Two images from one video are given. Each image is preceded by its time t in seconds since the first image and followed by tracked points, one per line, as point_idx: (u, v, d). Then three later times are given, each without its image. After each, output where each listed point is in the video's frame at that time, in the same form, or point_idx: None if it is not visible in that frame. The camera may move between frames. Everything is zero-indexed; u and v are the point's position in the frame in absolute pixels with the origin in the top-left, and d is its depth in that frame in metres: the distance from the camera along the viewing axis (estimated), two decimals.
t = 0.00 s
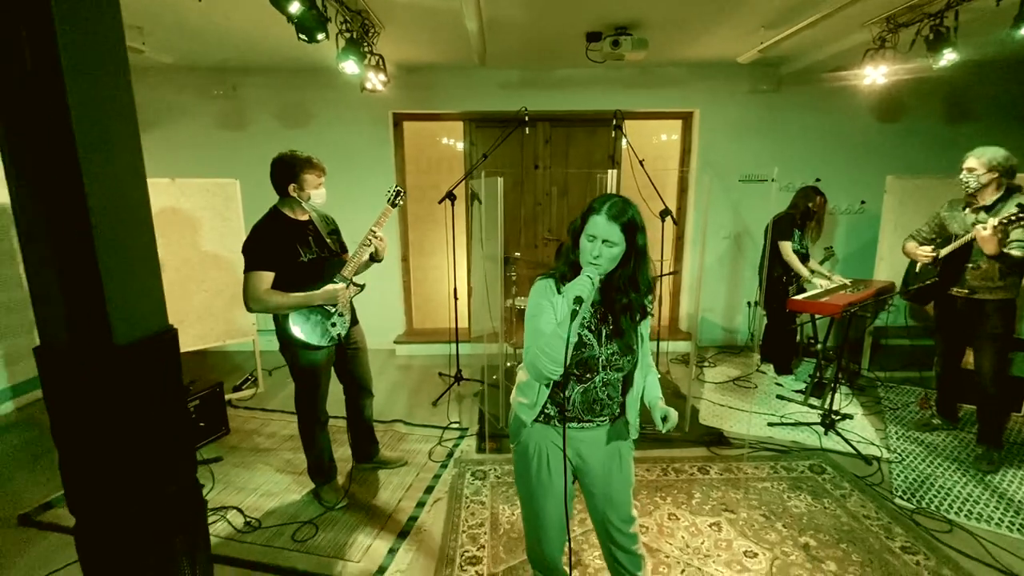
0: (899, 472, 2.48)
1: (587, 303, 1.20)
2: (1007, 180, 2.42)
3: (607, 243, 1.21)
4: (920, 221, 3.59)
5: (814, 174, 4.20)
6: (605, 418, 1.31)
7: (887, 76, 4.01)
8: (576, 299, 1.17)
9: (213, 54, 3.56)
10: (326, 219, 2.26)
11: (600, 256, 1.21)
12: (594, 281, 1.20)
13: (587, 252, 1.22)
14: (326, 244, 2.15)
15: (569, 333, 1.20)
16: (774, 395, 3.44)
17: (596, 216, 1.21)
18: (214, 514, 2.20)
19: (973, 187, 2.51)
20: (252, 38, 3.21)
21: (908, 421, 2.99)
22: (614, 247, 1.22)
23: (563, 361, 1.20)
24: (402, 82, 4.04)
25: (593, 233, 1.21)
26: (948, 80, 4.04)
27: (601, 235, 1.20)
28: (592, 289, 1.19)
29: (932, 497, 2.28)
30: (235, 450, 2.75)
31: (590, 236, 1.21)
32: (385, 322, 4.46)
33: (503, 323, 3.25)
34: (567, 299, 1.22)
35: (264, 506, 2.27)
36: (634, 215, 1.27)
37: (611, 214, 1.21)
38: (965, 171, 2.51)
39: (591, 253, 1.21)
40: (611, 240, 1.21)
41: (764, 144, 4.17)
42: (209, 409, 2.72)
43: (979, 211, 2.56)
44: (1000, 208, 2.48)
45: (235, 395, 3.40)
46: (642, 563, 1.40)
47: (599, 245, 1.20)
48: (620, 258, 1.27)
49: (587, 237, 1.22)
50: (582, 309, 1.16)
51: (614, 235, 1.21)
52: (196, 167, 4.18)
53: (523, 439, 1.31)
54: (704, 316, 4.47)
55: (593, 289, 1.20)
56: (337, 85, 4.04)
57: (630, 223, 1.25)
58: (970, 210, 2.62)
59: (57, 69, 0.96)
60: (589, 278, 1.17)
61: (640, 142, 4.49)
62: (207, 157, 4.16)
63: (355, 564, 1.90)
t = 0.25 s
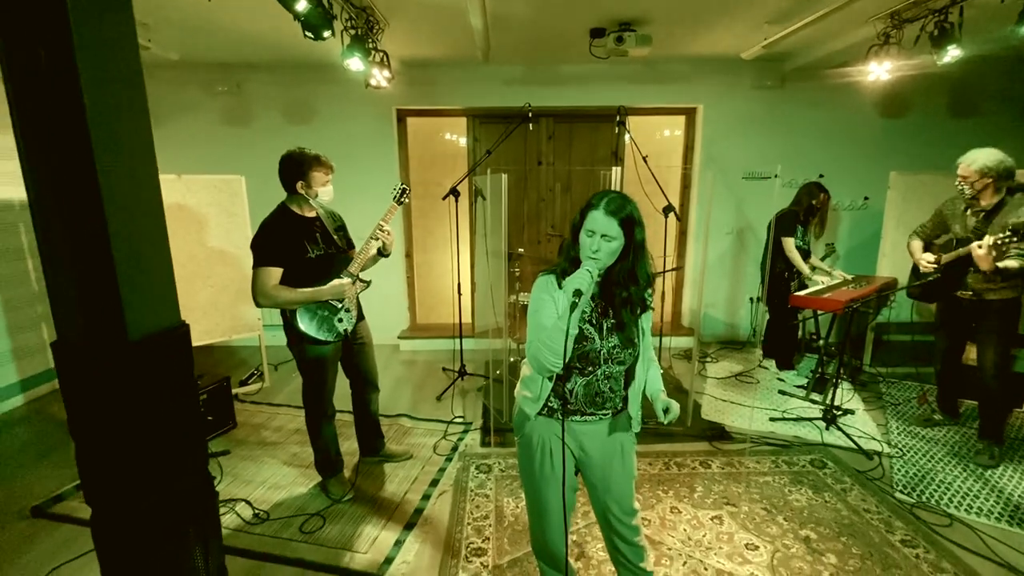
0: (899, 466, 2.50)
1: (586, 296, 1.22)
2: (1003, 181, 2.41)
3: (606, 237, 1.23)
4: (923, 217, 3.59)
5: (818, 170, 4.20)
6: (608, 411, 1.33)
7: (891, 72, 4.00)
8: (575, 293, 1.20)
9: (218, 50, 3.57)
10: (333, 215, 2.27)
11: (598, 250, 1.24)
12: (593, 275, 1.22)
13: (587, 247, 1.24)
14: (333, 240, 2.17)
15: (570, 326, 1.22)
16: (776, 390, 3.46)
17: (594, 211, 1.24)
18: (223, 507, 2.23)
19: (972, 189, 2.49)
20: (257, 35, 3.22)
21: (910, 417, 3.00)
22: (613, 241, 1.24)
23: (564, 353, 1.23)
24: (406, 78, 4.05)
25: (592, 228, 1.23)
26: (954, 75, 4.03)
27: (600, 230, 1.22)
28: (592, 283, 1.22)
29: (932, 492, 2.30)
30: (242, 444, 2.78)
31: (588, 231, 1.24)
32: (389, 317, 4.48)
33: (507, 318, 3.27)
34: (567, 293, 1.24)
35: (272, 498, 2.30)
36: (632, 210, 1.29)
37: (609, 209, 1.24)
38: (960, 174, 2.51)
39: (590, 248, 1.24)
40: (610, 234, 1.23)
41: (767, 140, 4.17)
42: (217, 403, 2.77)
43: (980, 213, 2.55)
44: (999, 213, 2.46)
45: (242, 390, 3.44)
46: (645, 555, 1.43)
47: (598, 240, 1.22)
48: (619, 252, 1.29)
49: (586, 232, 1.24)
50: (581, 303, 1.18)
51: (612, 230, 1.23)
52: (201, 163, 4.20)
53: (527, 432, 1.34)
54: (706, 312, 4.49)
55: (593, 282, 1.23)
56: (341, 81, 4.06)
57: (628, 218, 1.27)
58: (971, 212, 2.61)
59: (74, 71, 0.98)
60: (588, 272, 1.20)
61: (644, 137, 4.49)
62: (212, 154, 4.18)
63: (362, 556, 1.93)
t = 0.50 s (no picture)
0: (896, 458, 2.53)
1: (584, 288, 1.25)
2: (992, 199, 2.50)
3: (602, 230, 1.26)
4: (922, 212, 3.61)
5: (818, 165, 4.21)
6: (607, 401, 1.36)
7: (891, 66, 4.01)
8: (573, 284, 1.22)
9: (219, 45, 3.58)
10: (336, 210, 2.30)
11: (596, 243, 1.27)
12: (591, 268, 1.25)
13: (584, 240, 1.27)
14: (337, 235, 2.19)
15: (568, 317, 1.25)
16: (775, 383, 3.49)
17: (591, 205, 1.27)
18: (230, 497, 2.27)
19: (965, 206, 2.58)
20: (259, 30, 3.23)
21: (907, 410, 3.04)
22: (610, 234, 1.27)
23: (563, 344, 1.26)
24: (407, 73, 4.05)
25: (589, 222, 1.26)
26: (955, 69, 4.03)
27: (597, 224, 1.25)
28: (589, 275, 1.24)
29: (928, 483, 2.33)
30: (247, 436, 2.82)
31: (586, 225, 1.27)
32: (391, 311, 4.51)
33: (509, 312, 3.29)
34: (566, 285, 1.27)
35: (277, 489, 2.34)
36: (628, 204, 1.31)
37: (605, 203, 1.26)
38: (944, 192, 2.66)
39: (587, 241, 1.27)
40: (606, 228, 1.26)
41: (768, 134, 4.18)
42: (223, 396, 2.81)
43: (973, 227, 2.65)
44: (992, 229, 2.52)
45: (246, 383, 3.47)
46: (643, 543, 1.47)
47: (595, 233, 1.25)
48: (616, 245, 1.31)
49: (583, 226, 1.27)
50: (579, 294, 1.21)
51: (609, 223, 1.26)
52: (204, 158, 4.21)
53: (528, 421, 1.37)
54: (706, 306, 4.51)
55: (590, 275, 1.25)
56: (343, 76, 4.06)
57: (624, 211, 1.30)
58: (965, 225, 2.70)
59: (85, 66, 1.00)
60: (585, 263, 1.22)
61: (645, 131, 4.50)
62: (214, 148, 4.20)
63: (366, 544, 1.97)
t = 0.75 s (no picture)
0: (889, 449, 2.57)
1: (581, 281, 1.27)
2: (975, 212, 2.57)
3: (599, 226, 1.28)
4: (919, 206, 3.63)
5: (816, 159, 4.22)
6: (603, 391, 1.39)
7: (890, 61, 4.02)
8: (570, 278, 1.25)
9: (218, 39, 3.57)
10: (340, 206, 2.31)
11: (593, 238, 1.29)
12: (588, 262, 1.27)
13: (581, 235, 1.30)
14: (341, 231, 2.20)
15: (566, 310, 1.28)
16: (771, 376, 3.53)
17: (588, 201, 1.29)
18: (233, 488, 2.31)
19: (949, 222, 2.65)
20: (257, 24, 3.23)
21: (902, 401, 3.08)
22: (607, 229, 1.29)
23: (562, 336, 1.29)
24: (406, 67, 4.05)
25: (586, 217, 1.28)
26: (954, 63, 4.03)
27: (594, 219, 1.27)
28: (586, 269, 1.27)
29: (920, 474, 2.37)
30: (250, 429, 2.85)
31: (583, 220, 1.29)
32: (391, 305, 4.53)
33: (508, 306, 3.32)
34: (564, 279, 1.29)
35: (281, 480, 2.37)
36: (625, 200, 1.33)
37: (602, 199, 1.28)
38: (926, 207, 2.74)
39: (585, 236, 1.29)
40: (603, 223, 1.28)
41: (767, 129, 4.19)
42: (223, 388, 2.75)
43: (961, 237, 2.68)
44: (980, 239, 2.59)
45: (248, 377, 3.50)
46: (639, 529, 1.51)
47: (593, 228, 1.28)
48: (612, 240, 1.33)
49: (581, 221, 1.29)
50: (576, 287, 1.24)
51: (606, 219, 1.28)
52: (204, 152, 4.22)
53: (527, 410, 1.40)
54: (704, 300, 4.54)
55: (587, 269, 1.28)
56: (342, 70, 4.06)
57: (621, 207, 1.32)
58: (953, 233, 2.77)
59: (92, 63, 1.00)
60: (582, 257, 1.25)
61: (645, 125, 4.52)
62: (214, 143, 4.20)
63: (368, 533, 2.01)
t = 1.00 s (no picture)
0: (880, 440, 2.62)
1: (579, 273, 1.30)
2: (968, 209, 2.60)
3: (595, 218, 1.31)
4: (913, 200, 3.66)
5: (812, 153, 4.25)
6: (601, 380, 1.42)
7: (885, 55, 4.03)
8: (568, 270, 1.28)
9: (215, 32, 3.56)
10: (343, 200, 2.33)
11: (589, 230, 1.32)
12: (585, 254, 1.30)
13: (578, 227, 1.32)
14: (343, 226, 2.22)
15: (564, 301, 1.31)
16: (765, 368, 3.58)
17: (584, 194, 1.32)
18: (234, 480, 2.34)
19: (944, 215, 2.65)
20: (254, 18, 3.22)
21: (893, 393, 3.13)
22: (602, 222, 1.32)
23: (560, 326, 1.32)
24: (403, 61, 4.04)
25: (583, 210, 1.31)
26: (948, 58, 4.05)
27: (590, 212, 1.30)
28: (584, 261, 1.30)
29: (910, 463, 2.42)
30: (250, 421, 2.88)
31: (580, 213, 1.32)
32: (389, 299, 4.55)
33: (505, 300, 3.35)
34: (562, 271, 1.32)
35: (281, 472, 2.40)
36: (619, 193, 1.36)
37: (598, 192, 1.31)
38: (925, 200, 2.73)
39: (581, 228, 1.32)
40: (599, 215, 1.31)
41: (763, 123, 4.21)
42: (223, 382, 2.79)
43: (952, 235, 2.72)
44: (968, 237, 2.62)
45: (247, 370, 3.52)
46: (635, 516, 1.55)
47: (589, 221, 1.31)
48: (608, 231, 1.36)
49: (578, 215, 1.32)
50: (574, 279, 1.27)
51: (601, 211, 1.31)
52: (201, 146, 4.21)
53: (526, 401, 1.43)
54: (700, 293, 4.58)
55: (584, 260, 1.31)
56: (339, 63, 4.05)
57: (616, 199, 1.35)
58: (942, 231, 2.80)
59: (94, 59, 1.02)
60: (580, 250, 1.27)
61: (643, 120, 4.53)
62: (210, 137, 4.19)
63: (368, 523, 2.04)
